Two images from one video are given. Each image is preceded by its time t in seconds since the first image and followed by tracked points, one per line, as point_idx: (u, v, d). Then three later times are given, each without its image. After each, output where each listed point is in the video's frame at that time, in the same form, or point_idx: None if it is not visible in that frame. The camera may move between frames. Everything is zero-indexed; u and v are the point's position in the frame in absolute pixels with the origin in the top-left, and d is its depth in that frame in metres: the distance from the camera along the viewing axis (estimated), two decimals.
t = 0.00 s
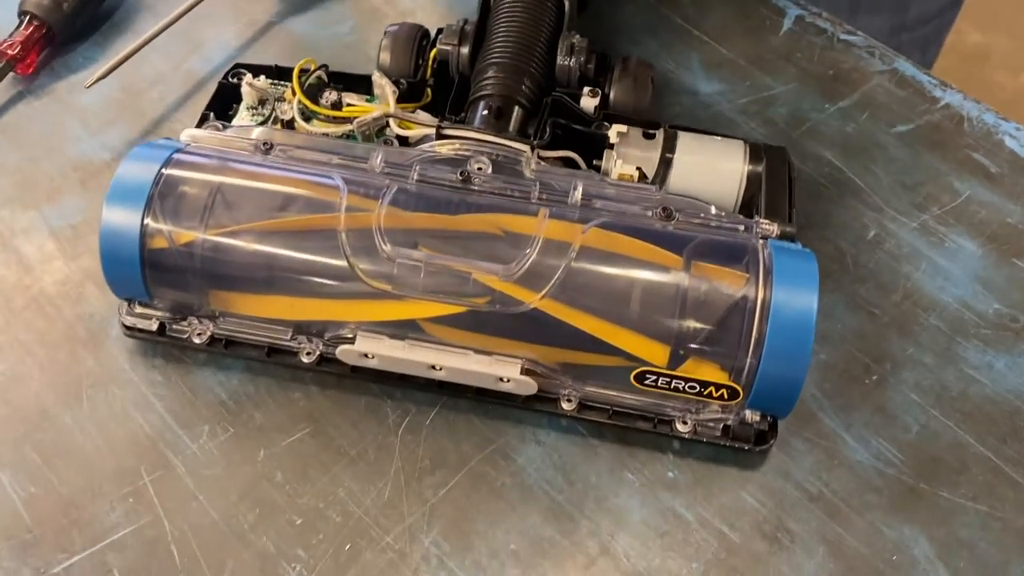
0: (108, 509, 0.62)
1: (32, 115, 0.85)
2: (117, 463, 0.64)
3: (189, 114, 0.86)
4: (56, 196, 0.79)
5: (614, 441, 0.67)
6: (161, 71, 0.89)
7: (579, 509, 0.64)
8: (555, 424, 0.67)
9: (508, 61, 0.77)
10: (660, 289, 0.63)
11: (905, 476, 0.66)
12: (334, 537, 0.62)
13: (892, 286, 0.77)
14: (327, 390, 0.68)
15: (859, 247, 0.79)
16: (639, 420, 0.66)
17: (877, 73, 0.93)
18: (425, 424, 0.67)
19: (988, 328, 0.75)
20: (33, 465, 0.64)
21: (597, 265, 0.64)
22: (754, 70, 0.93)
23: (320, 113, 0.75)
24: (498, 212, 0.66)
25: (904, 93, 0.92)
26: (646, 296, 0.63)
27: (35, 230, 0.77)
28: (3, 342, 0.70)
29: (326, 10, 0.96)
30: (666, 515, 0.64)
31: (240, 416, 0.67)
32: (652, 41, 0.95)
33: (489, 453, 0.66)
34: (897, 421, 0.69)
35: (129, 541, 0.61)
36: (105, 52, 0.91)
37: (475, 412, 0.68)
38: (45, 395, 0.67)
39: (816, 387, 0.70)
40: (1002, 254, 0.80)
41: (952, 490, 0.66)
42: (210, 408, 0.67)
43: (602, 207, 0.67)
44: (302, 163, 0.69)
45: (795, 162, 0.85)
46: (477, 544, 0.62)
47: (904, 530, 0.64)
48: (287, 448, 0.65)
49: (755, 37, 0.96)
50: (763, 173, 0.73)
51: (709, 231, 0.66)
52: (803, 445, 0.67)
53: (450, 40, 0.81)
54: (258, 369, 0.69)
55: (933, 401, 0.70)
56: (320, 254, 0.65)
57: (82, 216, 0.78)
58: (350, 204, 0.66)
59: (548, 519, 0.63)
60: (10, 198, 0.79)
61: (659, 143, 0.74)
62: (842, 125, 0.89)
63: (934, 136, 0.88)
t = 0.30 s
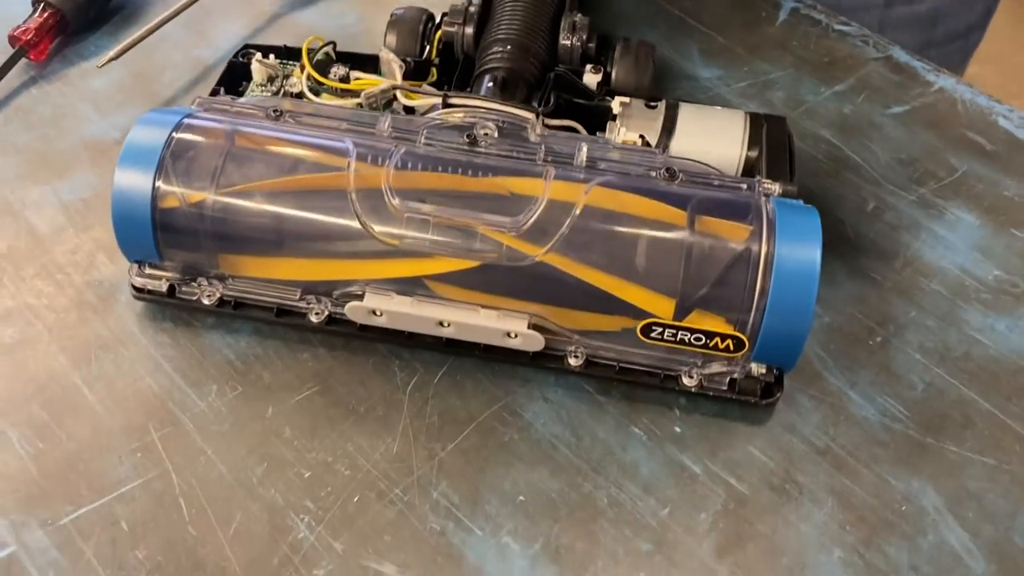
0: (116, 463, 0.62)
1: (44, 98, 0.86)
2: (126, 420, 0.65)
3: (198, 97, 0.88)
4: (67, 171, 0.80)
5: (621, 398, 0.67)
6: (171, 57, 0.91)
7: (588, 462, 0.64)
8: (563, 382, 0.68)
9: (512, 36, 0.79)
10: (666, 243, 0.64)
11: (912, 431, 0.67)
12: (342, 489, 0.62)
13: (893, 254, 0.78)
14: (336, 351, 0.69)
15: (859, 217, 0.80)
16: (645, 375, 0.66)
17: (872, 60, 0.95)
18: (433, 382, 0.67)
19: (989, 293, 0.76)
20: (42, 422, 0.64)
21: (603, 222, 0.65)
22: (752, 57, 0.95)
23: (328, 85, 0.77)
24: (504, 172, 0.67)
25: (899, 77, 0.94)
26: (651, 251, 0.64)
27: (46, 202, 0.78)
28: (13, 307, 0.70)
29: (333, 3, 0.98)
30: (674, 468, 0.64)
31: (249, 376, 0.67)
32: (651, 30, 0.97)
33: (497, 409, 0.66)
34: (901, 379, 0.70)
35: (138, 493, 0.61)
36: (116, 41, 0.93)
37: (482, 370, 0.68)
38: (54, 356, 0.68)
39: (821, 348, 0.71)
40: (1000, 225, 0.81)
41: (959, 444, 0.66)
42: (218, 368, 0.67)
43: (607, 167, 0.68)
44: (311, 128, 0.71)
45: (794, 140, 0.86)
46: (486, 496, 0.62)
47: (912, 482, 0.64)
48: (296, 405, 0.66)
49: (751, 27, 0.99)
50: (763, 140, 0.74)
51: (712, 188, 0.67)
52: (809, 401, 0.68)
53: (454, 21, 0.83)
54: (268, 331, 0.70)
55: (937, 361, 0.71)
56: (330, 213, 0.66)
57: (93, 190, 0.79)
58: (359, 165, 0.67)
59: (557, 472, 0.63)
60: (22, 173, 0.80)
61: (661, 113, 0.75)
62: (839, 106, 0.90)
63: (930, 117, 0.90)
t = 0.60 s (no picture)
0: (138, 429, 0.65)
1: (67, 98, 0.90)
2: (147, 389, 0.67)
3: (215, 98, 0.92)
4: (90, 164, 0.84)
5: (623, 369, 0.70)
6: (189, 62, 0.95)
7: (592, 427, 0.66)
8: (566, 355, 0.71)
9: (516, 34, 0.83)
10: (663, 218, 0.68)
11: (902, 399, 0.69)
12: (356, 452, 0.64)
13: (882, 239, 0.81)
14: (348, 326, 0.71)
15: (848, 206, 0.84)
16: (645, 345, 0.69)
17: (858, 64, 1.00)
18: (442, 355, 0.70)
19: (974, 274, 0.79)
20: (67, 392, 0.67)
21: (603, 199, 0.68)
22: (744, 61, 1.00)
23: (343, 82, 0.82)
24: (510, 156, 0.71)
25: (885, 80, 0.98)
26: (650, 226, 0.67)
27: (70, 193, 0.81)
28: (38, 287, 0.73)
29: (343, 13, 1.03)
30: (674, 432, 0.66)
31: (265, 348, 0.70)
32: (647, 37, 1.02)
33: (503, 379, 0.69)
34: (891, 353, 0.72)
35: (159, 456, 0.63)
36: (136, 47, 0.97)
37: (489, 343, 0.71)
38: (78, 331, 0.70)
39: (814, 324, 0.74)
40: (984, 212, 0.84)
41: (947, 411, 0.69)
42: (235, 342, 0.70)
43: (606, 151, 0.72)
44: (325, 116, 0.74)
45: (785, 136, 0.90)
46: (495, 458, 0.64)
47: (903, 446, 0.67)
48: (310, 375, 0.68)
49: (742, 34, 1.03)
50: (756, 128, 0.78)
51: (707, 169, 0.71)
52: (803, 372, 0.70)
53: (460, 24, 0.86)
54: (283, 308, 0.72)
55: (925, 336, 0.74)
56: (345, 193, 0.69)
57: (115, 181, 0.82)
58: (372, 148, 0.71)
59: (562, 435, 0.66)
60: (46, 166, 0.83)
61: (658, 105, 0.79)
62: (828, 105, 0.94)
63: (915, 114, 0.94)
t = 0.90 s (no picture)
0: (158, 407, 0.69)
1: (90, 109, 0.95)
2: (167, 371, 0.71)
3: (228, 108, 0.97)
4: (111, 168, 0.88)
5: (616, 354, 0.74)
6: (204, 75, 1.01)
7: (587, 406, 0.70)
8: (562, 340, 0.75)
9: (515, 45, 0.89)
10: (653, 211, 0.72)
11: (880, 381, 0.73)
12: (364, 428, 0.68)
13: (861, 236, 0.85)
14: (357, 315, 0.76)
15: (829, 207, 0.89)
16: (637, 330, 0.73)
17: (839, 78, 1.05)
18: (445, 340, 0.74)
19: (950, 267, 0.83)
20: (91, 374, 0.71)
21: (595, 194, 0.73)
22: (731, 76, 1.05)
23: (352, 89, 0.87)
24: (508, 155, 0.75)
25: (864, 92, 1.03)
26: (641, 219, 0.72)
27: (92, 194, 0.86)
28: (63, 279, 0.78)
29: (349, 32, 1.09)
30: (665, 411, 0.70)
31: (278, 335, 0.74)
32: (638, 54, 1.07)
33: (504, 362, 0.73)
34: (870, 339, 0.77)
35: (178, 432, 0.67)
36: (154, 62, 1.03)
37: (489, 330, 0.75)
38: (101, 319, 0.75)
39: (797, 312, 0.78)
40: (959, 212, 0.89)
41: (922, 392, 0.73)
42: (250, 329, 0.74)
43: (600, 149, 0.76)
44: (332, 116, 0.78)
45: (770, 143, 0.95)
46: (495, 434, 0.68)
47: (881, 423, 0.70)
48: (321, 358, 0.72)
49: (729, 51, 1.09)
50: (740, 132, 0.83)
51: (694, 165, 0.75)
52: (787, 356, 0.74)
53: (462, 40, 0.93)
54: (296, 298, 0.77)
55: (902, 324, 0.78)
56: (354, 189, 0.74)
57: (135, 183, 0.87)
58: (380, 149, 0.75)
59: (558, 413, 0.69)
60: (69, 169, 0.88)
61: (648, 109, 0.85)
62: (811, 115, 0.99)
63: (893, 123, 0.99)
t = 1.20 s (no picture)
0: (154, 398, 0.71)
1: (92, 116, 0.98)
2: (163, 364, 0.73)
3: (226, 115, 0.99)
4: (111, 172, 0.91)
5: (602, 348, 0.76)
6: (203, 84, 1.03)
7: (573, 397, 0.72)
8: (549, 335, 0.77)
9: (505, 52, 0.91)
10: (636, 208, 0.74)
11: (861, 374, 0.75)
12: (355, 419, 0.69)
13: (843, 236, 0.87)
14: (350, 311, 0.78)
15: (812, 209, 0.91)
16: (622, 324, 0.75)
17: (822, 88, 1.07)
18: (435, 335, 0.76)
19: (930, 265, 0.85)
20: (89, 367, 0.73)
21: (582, 193, 0.74)
22: (717, 86, 1.08)
23: (347, 95, 0.89)
24: (497, 155, 0.76)
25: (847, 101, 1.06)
26: (625, 216, 0.73)
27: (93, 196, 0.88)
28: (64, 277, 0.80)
29: (345, 44, 1.11)
30: (649, 402, 0.72)
31: (272, 330, 0.76)
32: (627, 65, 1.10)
33: (493, 356, 0.75)
34: (851, 334, 0.78)
35: (173, 423, 0.69)
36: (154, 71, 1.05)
37: (479, 326, 0.77)
38: (99, 314, 0.77)
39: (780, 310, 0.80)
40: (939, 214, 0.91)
41: (902, 385, 0.74)
42: (245, 325, 0.76)
43: (587, 151, 0.77)
44: (328, 121, 0.80)
45: (755, 149, 0.97)
46: (483, 424, 0.70)
47: (861, 415, 0.72)
48: (314, 352, 0.74)
49: (716, 62, 1.11)
50: (723, 136, 0.85)
51: (680, 165, 0.76)
52: (769, 351, 0.76)
53: (454, 48, 0.96)
54: (290, 294, 0.79)
55: (883, 320, 0.80)
56: (348, 189, 0.75)
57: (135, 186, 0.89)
58: (372, 149, 0.77)
59: (545, 405, 0.71)
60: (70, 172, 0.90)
61: (635, 114, 0.87)
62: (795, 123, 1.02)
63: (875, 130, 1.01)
